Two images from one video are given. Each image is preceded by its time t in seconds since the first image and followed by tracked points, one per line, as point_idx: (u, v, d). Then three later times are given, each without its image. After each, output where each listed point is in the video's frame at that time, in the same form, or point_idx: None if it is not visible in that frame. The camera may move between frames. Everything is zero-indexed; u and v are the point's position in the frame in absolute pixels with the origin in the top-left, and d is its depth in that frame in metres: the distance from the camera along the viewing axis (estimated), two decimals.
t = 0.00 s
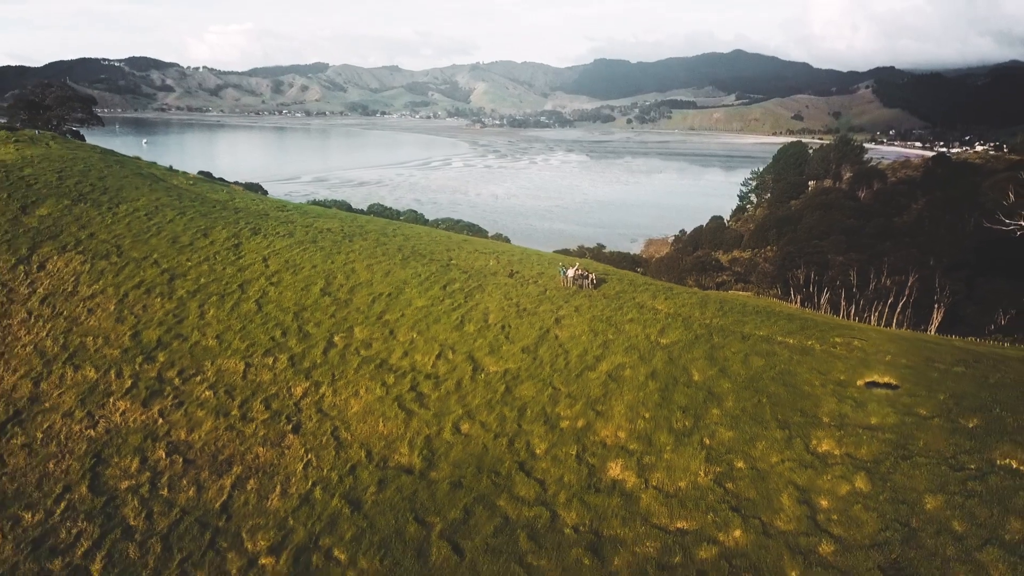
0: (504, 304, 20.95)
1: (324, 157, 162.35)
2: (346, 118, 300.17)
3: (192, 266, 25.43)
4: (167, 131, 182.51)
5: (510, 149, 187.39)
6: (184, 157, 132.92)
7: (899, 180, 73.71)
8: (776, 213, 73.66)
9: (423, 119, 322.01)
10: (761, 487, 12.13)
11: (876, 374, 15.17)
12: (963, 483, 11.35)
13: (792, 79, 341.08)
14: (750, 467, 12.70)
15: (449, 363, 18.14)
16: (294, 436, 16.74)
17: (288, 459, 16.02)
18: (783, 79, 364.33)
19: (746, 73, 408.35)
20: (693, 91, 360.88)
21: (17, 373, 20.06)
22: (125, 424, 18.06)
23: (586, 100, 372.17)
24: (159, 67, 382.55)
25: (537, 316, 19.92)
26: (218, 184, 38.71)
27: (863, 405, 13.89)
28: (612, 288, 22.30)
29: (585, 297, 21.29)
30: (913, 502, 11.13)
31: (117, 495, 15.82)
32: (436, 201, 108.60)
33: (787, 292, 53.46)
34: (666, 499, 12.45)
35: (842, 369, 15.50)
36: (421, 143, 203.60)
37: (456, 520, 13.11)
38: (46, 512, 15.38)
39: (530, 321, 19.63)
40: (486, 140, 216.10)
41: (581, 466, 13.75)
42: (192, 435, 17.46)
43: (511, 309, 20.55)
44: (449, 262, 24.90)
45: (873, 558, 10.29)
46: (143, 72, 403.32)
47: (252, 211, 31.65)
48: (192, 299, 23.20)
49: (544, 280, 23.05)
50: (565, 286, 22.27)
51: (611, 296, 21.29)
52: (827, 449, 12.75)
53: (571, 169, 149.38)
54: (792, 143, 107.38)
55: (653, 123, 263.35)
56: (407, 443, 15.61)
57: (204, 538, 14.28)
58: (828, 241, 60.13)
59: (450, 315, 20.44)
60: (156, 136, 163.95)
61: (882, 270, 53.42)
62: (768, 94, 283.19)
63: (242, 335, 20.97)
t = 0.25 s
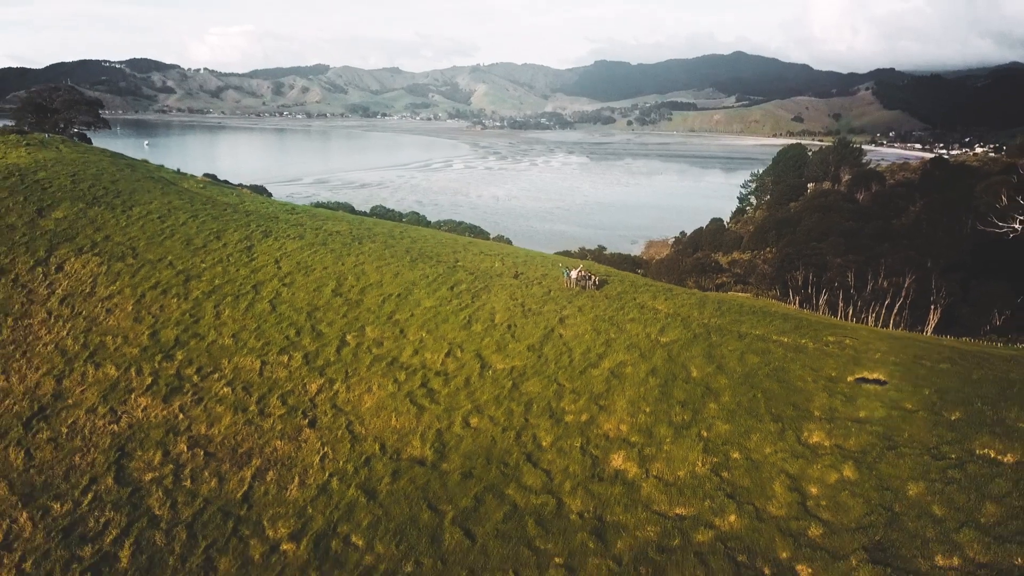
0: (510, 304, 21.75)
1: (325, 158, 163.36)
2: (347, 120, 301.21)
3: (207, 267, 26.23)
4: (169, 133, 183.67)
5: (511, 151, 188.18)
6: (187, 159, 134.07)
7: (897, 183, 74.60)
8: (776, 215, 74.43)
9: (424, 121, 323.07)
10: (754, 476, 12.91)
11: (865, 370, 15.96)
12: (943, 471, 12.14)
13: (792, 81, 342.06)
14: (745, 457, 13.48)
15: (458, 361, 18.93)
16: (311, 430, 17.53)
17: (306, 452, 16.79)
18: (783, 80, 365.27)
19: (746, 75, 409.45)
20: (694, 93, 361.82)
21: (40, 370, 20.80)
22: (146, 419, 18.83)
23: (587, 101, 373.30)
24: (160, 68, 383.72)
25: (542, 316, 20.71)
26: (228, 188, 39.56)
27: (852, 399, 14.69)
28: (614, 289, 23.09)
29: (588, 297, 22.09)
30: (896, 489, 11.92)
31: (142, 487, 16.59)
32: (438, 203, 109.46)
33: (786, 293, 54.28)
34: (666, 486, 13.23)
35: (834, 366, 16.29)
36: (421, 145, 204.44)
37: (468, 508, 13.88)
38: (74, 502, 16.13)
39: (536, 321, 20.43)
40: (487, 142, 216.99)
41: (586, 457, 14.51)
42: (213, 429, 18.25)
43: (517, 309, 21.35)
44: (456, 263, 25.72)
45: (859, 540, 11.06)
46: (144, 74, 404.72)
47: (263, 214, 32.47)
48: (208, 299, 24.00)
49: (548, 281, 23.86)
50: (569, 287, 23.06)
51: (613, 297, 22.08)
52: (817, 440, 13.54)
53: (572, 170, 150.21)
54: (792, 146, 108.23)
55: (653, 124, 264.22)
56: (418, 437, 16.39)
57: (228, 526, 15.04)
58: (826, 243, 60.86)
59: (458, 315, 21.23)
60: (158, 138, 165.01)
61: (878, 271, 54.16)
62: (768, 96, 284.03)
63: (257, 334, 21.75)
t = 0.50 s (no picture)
0: (516, 304, 22.55)
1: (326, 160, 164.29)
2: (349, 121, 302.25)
3: (220, 268, 27.02)
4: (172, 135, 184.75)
5: (512, 153, 189.02)
6: (190, 161, 135.08)
7: (896, 185, 75.31)
8: (775, 217, 75.14)
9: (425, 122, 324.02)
10: (750, 466, 13.68)
11: (856, 367, 16.74)
12: (927, 461, 12.90)
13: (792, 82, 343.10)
14: (741, 448, 14.25)
15: (466, 358, 19.72)
16: (326, 424, 18.30)
17: (322, 446, 17.55)
18: (783, 82, 366.16)
19: (746, 77, 410.61)
20: (694, 95, 362.93)
21: (62, 368, 21.52)
22: (167, 414, 19.57)
23: (587, 103, 374.23)
24: (161, 70, 384.18)
25: (547, 315, 21.51)
26: (237, 191, 40.36)
27: (843, 394, 15.47)
28: (616, 289, 23.89)
29: (591, 298, 22.88)
30: (883, 477, 12.69)
31: (165, 478, 17.33)
32: (439, 204, 110.28)
33: (785, 294, 55.04)
34: (666, 476, 14.00)
35: (826, 363, 17.07)
36: (421, 147, 204.28)
37: (479, 497, 14.63)
38: (100, 494, 16.84)
39: (541, 320, 21.20)
40: (488, 143, 217.86)
41: (590, 450, 15.29)
42: (231, 424, 19.02)
43: (523, 309, 22.14)
44: (463, 265, 26.53)
45: (848, 524, 11.81)
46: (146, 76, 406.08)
47: (273, 217, 33.29)
48: (223, 300, 24.77)
49: (552, 282, 24.66)
50: (572, 288, 23.85)
51: (615, 297, 22.87)
52: (809, 433, 14.31)
53: (573, 172, 151.04)
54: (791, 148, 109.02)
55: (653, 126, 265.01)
56: (430, 431, 17.16)
57: (249, 515, 15.74)
58: (825, 245, 61.55)
59: (466, 315, 22.02)
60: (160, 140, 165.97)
61: (876, 273, 54.86)
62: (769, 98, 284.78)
63: (271, 333, 22.54)
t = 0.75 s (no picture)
0: (522, 305, 23.47)
1: (328, 162, 165.30)
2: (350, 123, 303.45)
3: (235, 270, 27.94)
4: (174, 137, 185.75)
5: (512, 155, 189.71)
6: (192, 163, 136.10)
7: (894, 187, 76.21)
8: (775, 219, 76.01)
9: (425, 124, 325.10)
10: (745, 456, 14.59)
11: (846, 364, 17.65)
12: (910, 450, 13.82)
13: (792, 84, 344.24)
14: (736, 440, 15.15)
15: (475, 357, 20.63)
16: (343, 419, 19.22)
17: (339, 439, 18.45)
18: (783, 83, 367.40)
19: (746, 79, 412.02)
20: (694, 97, 364.07)
21: (85, 366, 22.39)
22: (189, 411, 20.45)
23: (587, 105, 375.38)
24: (163, 71, 385.07)
25: (552, 316, 22.44)
26: (247, 195, 41.27)
27: (833, 389, 16.38)
28: (618, 291, 24.81)
29: (594, 299, 23.82)
30: (868, 465, 13.61)
31: (189, 470, 18.19)
32: (441, 206, 111.14)
33: (784, 295, 55.95)
34: (667, 466, 14.89)
35: (818, 360, 18.00)
36: (422, 149, 205.18)
37: (490, 486, 15.53)
38: (128, 485, 17.73)
39: (547, 320, 22.13)
40: (488, 145, 218.87)
41: (595, 442, 16.19)
42: (251, 419, 19.91)
43: (529, 309, 23.07)
44: (470, 267, 27.47)
45: (835, 509, 12.71)
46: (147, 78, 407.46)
47: (284, 220, 34.22)
48: (239, 301, 25.69)
49: (556, 283, 25.59)
50: (576, 289, 24.76)
51: (617, 298, 23.78)
52: (801, 425, 15.22)
53: (574, 174, 151.94)
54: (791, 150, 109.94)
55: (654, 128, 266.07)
56: (442, 425, 18.06)
57: (272, 504, 16.62)
58: (824, 246, 62.35)
59: (474, 315, 22.95)
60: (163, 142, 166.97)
61: (873, 274, 55.71)
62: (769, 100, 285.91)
63: (287, 333, 23.46)
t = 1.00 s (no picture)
0: (527, 305, 24.25)
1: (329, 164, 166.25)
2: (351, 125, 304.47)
3: (247, 272, 28.74)
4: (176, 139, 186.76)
5: (513, 157, 190.35)
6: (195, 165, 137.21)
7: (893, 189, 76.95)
8: (774, 221, 76.77)
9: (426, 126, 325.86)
10: (741, 448, 15.38)
11: (839, 362, 18.44)
12: (897, 442, 14.61)
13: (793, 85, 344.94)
14: (733, 433, 15.93)
15: (483, 355, 21.40)
16: (356, 415, 19.99)
17: (352, 434, 19.22)
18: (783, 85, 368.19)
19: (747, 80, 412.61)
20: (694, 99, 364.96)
21: (104, 365, 23.15)
22: (206, 407, 21.21)
23: (588, 106, 376.38)
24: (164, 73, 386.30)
25: (556, 316, 23.22)
26: (255, 198, 42.07)
27: (826, 386, 17.16)
28: (620, 292, 25.60)
29: (596, 299, 24.60)
30: (857, 456, 14.40)
31: (208, 464, 18.93)
32: (443, 208, 111.83)
33: (782, 296, 56.76)
34: (667, 458, 15.67)
35: (812, 358, 18.79)
36: (423, 150, 205.89)
37: (498, 478, 16.30)
38: (150, 478, 18.47)
39: (551, 320, 22.92)
40: (489, 147, 219.63)
41: (598, 436, 16.95)
42: (267, 415, 20.69)
43: (533, 309, 23.84)
44: (476, 269, 28.25)
45: (826, 497, 13.50)
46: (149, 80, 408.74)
47: (293, 223, 35.03)
48: (252, 302, 26.49)
49: (559, 285, 26.39)
50: (579, 291, 25.54)
51: (619, 299, 24.56)
52: (794, 419, 16.01)
53: (574, 176, 152.67)
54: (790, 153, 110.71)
55: (654, 130, 266.81)
56: (452, 420, 18.83)
57: (289, 495, 17.37)
58: (823, 248, 63.11)
59: (481, 315, 23.75)
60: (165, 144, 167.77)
61: (871, 275, 56.47)
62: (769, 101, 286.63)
63: (299, 333, 24.24)
